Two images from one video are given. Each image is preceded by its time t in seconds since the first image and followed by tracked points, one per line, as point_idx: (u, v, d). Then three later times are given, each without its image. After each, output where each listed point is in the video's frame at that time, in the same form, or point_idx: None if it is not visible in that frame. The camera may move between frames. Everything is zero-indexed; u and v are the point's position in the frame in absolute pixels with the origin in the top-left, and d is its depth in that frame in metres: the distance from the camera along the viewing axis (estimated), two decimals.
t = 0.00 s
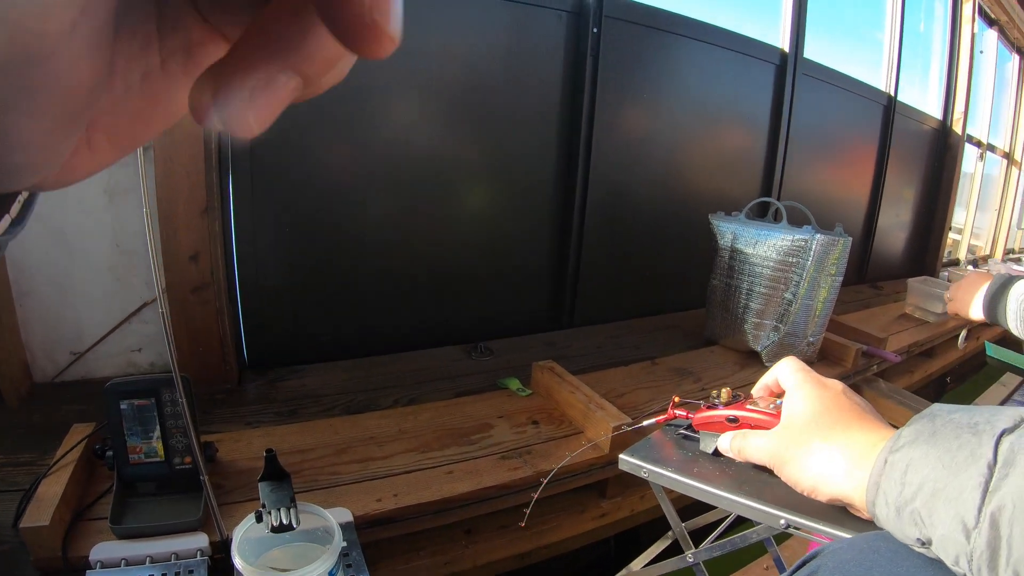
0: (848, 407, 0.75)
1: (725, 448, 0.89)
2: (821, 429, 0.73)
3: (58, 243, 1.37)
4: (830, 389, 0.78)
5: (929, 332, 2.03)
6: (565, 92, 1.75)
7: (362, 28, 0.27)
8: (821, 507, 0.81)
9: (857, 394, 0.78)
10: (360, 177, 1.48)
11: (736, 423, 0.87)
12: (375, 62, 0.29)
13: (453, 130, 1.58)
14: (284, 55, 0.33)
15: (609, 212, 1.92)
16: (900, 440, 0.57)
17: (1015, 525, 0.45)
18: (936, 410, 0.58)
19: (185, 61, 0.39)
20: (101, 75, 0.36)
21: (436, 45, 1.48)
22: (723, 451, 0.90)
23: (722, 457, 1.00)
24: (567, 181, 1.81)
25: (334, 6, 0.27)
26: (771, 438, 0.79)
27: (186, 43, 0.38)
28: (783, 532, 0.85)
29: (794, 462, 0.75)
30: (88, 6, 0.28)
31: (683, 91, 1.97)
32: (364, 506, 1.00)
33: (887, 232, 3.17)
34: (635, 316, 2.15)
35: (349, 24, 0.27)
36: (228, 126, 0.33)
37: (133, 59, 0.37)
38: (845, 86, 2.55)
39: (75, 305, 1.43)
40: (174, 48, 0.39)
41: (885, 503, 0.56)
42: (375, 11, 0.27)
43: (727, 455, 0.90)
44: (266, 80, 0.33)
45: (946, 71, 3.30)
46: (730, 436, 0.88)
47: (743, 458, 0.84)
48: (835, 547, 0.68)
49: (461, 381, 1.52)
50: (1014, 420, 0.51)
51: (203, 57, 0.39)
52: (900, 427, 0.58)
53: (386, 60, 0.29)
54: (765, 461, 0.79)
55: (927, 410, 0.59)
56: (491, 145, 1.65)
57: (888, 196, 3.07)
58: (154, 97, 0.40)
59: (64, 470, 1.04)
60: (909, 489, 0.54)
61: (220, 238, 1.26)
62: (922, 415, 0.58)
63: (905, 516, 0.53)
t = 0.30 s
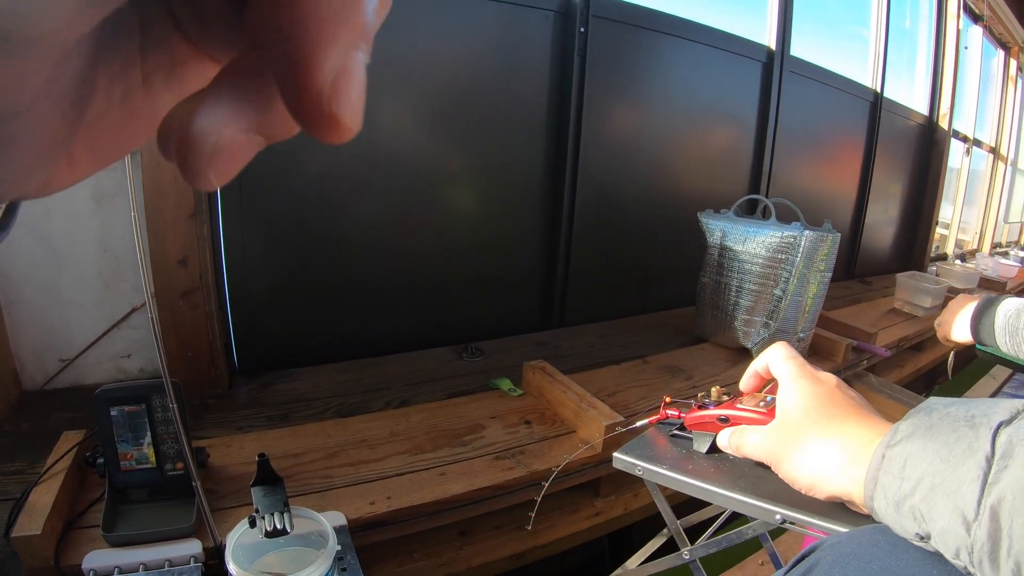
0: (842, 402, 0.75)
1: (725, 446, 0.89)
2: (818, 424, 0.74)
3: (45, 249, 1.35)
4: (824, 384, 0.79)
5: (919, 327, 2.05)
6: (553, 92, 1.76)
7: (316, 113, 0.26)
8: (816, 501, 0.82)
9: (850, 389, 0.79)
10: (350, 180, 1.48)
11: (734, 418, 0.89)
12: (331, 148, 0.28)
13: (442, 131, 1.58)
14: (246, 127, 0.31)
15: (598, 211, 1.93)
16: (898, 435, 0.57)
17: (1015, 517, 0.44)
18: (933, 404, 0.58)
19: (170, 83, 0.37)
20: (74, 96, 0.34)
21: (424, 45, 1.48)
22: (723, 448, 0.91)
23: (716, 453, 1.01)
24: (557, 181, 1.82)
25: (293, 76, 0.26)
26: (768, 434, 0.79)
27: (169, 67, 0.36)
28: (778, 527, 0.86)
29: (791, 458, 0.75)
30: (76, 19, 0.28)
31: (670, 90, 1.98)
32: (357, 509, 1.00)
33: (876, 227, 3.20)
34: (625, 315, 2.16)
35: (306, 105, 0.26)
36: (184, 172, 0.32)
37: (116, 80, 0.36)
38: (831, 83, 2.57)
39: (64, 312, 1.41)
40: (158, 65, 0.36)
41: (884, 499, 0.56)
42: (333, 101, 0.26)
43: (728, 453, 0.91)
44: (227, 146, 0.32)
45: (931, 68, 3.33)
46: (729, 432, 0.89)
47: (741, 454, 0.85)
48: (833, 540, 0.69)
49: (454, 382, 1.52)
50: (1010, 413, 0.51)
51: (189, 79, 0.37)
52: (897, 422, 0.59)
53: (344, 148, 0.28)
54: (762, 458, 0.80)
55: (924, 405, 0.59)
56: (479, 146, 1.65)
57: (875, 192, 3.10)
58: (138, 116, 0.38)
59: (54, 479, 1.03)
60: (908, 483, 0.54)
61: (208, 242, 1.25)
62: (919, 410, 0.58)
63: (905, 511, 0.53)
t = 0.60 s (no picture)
0: (840, 404, 0.75)
1: (724, 450, 0.89)
2: (816, 427, 0.74)
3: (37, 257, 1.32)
4: (821, 385, 0.79)
5: (914, 326, 2.06)
6: (546, 96, 1.76)
7: (302, 155, 0.23)
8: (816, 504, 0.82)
9: (847, 389, 0.79)
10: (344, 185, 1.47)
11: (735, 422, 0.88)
12: (320, 189, 0.26)
13: (436, 136, 1.58)
14: (229, 155, 0.30)
15: (593, 214, 1.93)
16: (897, 437, 0.57)
17: (1015, 517, 0.45)
18: (933, 404, 0.57)
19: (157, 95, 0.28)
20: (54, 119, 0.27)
21: (417, 50, 1.48)
22: (723, 451, 0.91)
23: (716, 457, 1.01)
24: (552, 184, 1.82)
25: (274, 106, 0.22)
26: (767, 437, 0.79)
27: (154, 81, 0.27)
28: (777, 529, 0.87)
29: (790, 461, 0.76)
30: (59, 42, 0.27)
31: (663, 93, 1.99)
32: (356, 516, 1.00)
33: (869, 226, 3.22)
34: (621, 317, 2.17)
35: (291, 144, 0.23)
36: (165, 205, 0.32)
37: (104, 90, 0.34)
38: (823, 83, 2.58)
39: (59, 320, 1.39)
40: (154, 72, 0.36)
41: (884, 501, 0.56)
42: (320, 142, 0.23)
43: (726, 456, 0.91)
44: (212, 171, 0.31)
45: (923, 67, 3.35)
46: (730, 436, 0.88)
47: (741, 458, 0.85)
48: (834, 543, 0.69)
49: (450, 387, 1.52)
50: (1008, 412, 0.51)
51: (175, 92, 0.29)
52: (895, 423, 0.58)
53: (335, 188, 0.26)
54: (761, 461, 0.80)
55: (923, 405, 0.59)
56: (473, 150, 1.66)
57: (868, 191, 3.11)
58: (123, 129, 0.28)
59: (51, 488, 1.02)
60: (908, 485, 0.54)
61: (202, 249, 1.24)
62: (918, 411, 0.58)
63: (907, 514, 0.54)
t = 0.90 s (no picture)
0: (839, 406, 0.76)
1: (725, 453, 0.89)
2: (815, 429, 0.74)
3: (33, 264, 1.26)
4: (821, 387, 0.80)
5: (912, 327, 2.07)
6: (545, 100, 1.77)
7: (308, 159, 0.31)
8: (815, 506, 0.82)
9: (847, 391, 0.79)
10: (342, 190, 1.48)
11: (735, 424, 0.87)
12: (324, 195, 0.34)
13: (434, 141, 1.58)
14: (226, 158, 0.32)
15: (591, 218, 1.94)
16: (897, 438, 0.57)
17: (1015, 518, 0.45)
18: (933, 406, 0.57)
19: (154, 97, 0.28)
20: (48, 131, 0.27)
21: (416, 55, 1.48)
22: (723, 455, 0.91)
23: (716, 459, 1.01)
24: (550, 187, 1.82)
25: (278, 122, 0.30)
26: (767, 440, 0.80)
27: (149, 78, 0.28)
28: (778, 531, 0.87)
29: (790, 463, 0.76)
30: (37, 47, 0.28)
31: (660, 96, 2.00)
32: (356, 521, 1.00)
33: (867, 228, 3.23)
34: (620, 320, 2.17)
35: (296, 153, 0.31)
36: (163, 211, 0.32)
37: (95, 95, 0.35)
38: (819, 87, 2.59)
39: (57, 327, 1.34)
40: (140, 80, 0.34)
41: (885, 502, 0.56)
42: (323, 152, 0.31)
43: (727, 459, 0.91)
44: (211, 178, 0.32)
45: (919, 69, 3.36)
46: (730, 440, 0.88)
47: (741, 460, 0.85)
48: (835, 544, 0.69)
49: (449, 391, 1.52)
50: (1008, 413, 0.51)
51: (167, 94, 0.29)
52: (895, 424, 0.59)
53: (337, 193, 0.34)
54: (762, 464, 0.81)
55: (923, 406, 0.59)
56: (472, 155, 1.66)
57: (866, 193, 3.12)
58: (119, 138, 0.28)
59: (51, 493, 1.03)
60: (908, 486, 0.54)
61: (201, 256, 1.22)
62: (918, 412, 0.58)
63: (906, 515, 0.54)
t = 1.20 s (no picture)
0: (840, 406, 0.76)
1: (726, 453, 0.89)
2: (814, 429, 0.74)
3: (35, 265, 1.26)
4: (822, 387, 0.80)
5: (913, 329, 2.07)
6: (545, 101, 1.77)
7: (309, 162, 0.27)
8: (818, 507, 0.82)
9: (849, 391, 0.79)
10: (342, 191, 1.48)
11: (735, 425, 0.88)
12: (326, 197, 0.29)
13: (435, 143, 1.58)
14: (227, 161, 0.31)
15: (591, 219, 1.94)
16: (899, 438, 0.57)
17: (1016, 517, 0.45)
18: (934, 406, 0.57)
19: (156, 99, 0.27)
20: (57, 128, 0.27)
21: (417, 57, 1.48)
22: (723, 455, 0.91)
23: (717, 460, 1.01)
24: (550, 189, 1.83)
25: (281, 121, 0.27)
26: (766, 440, 0.80)
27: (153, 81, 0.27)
28: (779, 532, 0.87)
29: (790, 464, 0.76)
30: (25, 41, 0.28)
31: (661, 98, 2.00)
32: (356, 523, 1.00)
33: (867, 230, 3.23)
34: (620, 322, 2.17)
35: (298, 154, 0.27)
36: (164, 212, 0.31)
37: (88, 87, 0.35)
38: (820, 88, 2.60)
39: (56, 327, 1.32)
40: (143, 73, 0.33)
41: (886, 503, 0.56)
42: (326, 153, 0.27)
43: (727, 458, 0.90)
44: (212, 179, 0.31)
45: (919, 71, 3.36)
46: (730, 441, 0.89)
47: (742, 461, 0.85)
48: (836, 545, 0.69)
49: (450, 393, 1.52)
50: (1010, 413, 0.51)
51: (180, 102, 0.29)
52: (897, 425, 0.59)
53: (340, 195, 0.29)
54: (763, 464, 0.81)
55: (925, 406, 0.59)
56: (472, 156, 1.66)
57: (866, 195, 3.12)
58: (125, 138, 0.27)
59: (51, 494, 1.03)
60: (909, 487, 0.54)
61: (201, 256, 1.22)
62: (918, 413, 0.58)
63: (908, 515, 0.54)
